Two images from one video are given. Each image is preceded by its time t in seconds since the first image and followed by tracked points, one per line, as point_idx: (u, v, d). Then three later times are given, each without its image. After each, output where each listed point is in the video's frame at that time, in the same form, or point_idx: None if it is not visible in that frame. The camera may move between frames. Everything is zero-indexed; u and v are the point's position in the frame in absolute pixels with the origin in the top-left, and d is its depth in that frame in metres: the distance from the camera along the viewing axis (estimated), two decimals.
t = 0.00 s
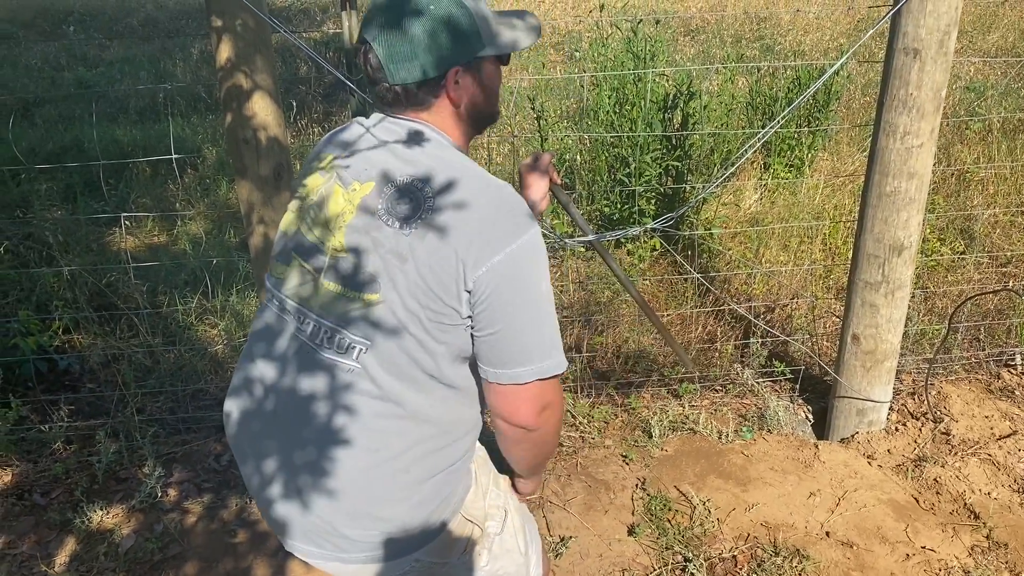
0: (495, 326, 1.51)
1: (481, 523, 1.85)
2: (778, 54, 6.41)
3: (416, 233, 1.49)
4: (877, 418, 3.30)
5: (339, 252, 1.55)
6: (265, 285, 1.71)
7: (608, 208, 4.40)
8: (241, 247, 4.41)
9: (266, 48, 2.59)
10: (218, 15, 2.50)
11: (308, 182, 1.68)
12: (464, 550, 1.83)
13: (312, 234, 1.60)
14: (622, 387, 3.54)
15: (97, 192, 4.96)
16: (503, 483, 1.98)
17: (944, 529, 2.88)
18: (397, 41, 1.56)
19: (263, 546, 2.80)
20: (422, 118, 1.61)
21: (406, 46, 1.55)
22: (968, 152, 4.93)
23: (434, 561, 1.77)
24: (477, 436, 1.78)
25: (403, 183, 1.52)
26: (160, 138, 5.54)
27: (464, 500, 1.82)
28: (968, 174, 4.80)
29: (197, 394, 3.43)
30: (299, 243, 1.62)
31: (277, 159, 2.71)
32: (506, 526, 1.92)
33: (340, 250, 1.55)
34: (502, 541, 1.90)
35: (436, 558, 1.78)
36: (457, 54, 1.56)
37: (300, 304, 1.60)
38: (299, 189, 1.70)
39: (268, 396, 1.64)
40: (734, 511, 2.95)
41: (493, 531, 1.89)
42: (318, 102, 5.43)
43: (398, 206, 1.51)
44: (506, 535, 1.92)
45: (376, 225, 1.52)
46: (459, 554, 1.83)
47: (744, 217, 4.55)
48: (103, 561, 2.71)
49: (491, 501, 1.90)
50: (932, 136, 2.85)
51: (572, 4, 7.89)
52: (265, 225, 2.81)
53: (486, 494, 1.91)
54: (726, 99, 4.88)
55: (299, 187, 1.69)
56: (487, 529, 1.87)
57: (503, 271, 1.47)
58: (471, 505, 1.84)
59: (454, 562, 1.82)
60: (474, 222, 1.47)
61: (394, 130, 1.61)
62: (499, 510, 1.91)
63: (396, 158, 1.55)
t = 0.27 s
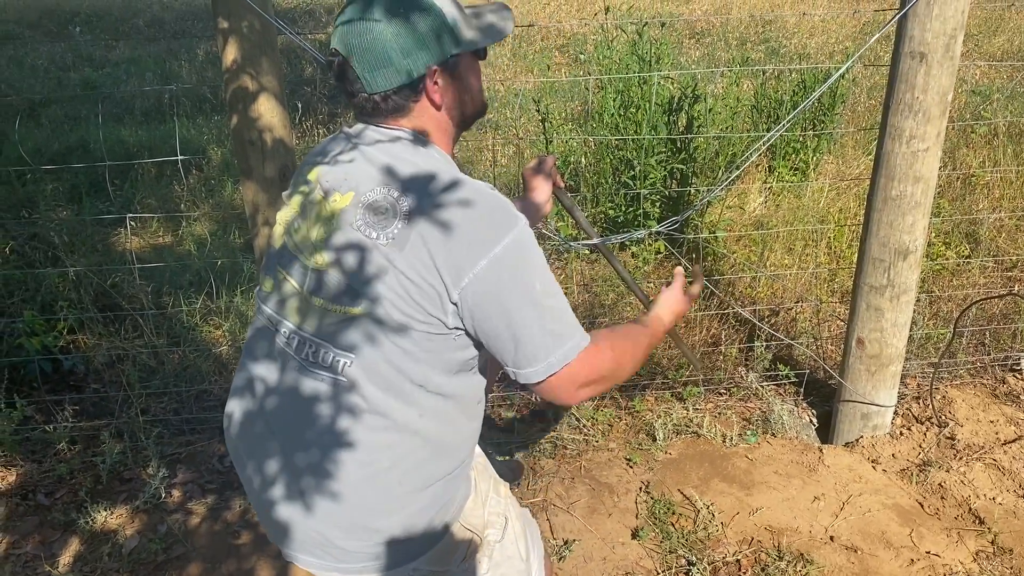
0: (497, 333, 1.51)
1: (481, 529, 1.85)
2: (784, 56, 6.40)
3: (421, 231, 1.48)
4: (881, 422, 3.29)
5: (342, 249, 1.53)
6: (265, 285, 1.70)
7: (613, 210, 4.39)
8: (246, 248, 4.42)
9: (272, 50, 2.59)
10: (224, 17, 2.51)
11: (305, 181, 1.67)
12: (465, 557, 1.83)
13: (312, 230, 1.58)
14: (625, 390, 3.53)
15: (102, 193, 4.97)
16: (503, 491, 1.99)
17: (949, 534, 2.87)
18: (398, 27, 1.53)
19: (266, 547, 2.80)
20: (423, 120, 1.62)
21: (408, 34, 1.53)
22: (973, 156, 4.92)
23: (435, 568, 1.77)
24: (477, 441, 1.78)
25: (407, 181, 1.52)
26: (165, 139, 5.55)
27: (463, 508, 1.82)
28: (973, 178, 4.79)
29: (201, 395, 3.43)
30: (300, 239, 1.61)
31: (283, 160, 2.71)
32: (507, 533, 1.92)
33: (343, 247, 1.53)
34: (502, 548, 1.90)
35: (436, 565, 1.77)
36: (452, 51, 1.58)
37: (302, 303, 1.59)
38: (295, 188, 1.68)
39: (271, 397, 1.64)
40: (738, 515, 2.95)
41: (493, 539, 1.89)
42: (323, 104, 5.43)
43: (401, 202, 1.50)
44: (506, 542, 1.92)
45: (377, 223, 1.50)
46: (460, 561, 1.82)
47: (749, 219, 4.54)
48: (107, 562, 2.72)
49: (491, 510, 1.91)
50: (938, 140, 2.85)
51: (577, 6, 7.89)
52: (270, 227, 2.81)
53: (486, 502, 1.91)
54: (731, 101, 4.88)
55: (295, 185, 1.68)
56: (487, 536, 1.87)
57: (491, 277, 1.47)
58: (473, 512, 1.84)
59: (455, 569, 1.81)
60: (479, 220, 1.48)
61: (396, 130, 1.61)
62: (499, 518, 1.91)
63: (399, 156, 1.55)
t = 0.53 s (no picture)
0: (521, 327, 1.52)
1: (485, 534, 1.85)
2: (789, 58, 6.39)
3: (426, 232, 1.48)
4: (887, 425, 3.28)
5: (346, 251, 1.53)
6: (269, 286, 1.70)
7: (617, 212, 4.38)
8: (250, 248, 4.42)
9: (277, 51, 2.59)
10: (229, 18, 2.51)
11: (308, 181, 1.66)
12: (469, 562, 1.82)
13: (315, 231, 1.58)
14: (630, 392, 3.51)
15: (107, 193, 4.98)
16: (506, 496, 1.98)
17: (954, 538, 2.86)
18: (407, 29, 1.51)
19: (270, 548, 2.80)
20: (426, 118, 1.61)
21: (417, 37, 1.51)
22: (979, 158, 4.90)
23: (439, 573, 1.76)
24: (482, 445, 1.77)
25: (411, 181, 1.51)
26: (170, 139, 5.56)
27: (466, 513, 1.81)
28: (979, 180, 4.77)
29: (205, 396, 3.43)
30: (303, 240, 1.60)
31: (287, 162, 2.71)
32: (511, 538, 1.91)
33: (347, 249, 1.53)
34: (507, 553, 1.89)
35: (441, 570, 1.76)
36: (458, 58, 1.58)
37: (306, 304, 1.59)
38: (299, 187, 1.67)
39: (274, 398, 1.64)
40: (742, 519, 2.94)
41: (497, 544, 1.88)
42: (328, 104, 5.43)
43: (405, 203, 1.50)
44: (511, 546, 1.91)
45: (382, 224, 1.50)
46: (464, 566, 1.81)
47: (753, 221, 4.53)
48: (110, 562, 2.72)
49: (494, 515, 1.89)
50: (945, 143, 2.84)
51: (582, 7, 7.89)
52: (274, 228, 2.80)
53: (490, 506, 1.90)
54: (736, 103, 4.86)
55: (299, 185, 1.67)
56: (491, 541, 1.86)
57: (500, 267, 1.47)
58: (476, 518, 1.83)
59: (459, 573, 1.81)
60: (484, 220, 1.47)
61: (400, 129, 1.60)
62: (503, 523, 1.90)
63: (403, 156, 1.54)
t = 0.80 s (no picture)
0: (536, 321, 1.53)
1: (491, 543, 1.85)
2: (794, 58, 6.37)
3: (432, 242, 1.49)
4: (892, 430, 3.26)
5: (351, 260, 1.53)
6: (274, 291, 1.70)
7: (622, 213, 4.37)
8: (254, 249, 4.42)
9: (282, 54, 2.59)
10: (234, 21, 2.50)
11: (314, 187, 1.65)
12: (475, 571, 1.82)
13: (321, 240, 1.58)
14: (634, 395, 3.48)
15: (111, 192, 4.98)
16: (513, 504, 1.98)
17: (960, 545, 2.85)
18: (414, 44, 1.51)
19: (273, 552, 2.80)
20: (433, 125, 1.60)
21: (424, 50, 1.51)
22: (985, 160, 4.88)
23: None
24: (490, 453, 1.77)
25: (416, 190, 1.51)
26: (174, 138, 5.56)
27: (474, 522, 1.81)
28: (985, 182, 4.75)
29: (209, 397, 3.42)
30: (309, 247, 1.60)
31: (292, 165, 2.70)
32: (517, 547, 1.91)
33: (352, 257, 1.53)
34: (513, 562, 1.90)
35: None
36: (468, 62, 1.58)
37: (311, 312, 1.58)
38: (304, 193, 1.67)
39: (279, 405, 1.64)
40: (747, 524, 2.93)
41: (503, 552, 1.88)
42: (332, 104, 5.43)
43: (411, 212, 1.50)
44: (516, 555, 1.92)
45: (389, 232, 1.50)
46: None
47: (758, 222, 4.52)
48: (114, 566, 2.73)
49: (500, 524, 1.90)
50: (951, 148, 2.82)
51: (586, 6, 7.87)
52: (279, 231, 2.80)
53: (496, 515, 1.91)
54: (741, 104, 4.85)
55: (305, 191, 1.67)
56: (496, 549, 1.87)
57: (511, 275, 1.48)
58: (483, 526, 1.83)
59: None
60: (489, 230, 1.48)
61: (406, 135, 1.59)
62: (509, 532, 1.91)
63: (410, 164, 1.53)
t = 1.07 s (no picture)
0: (533, 305, 1.51)
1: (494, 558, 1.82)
2: (801, 58, 6.32)
3: (432, 256, 1.45)
4: (899, 438, 3.21)
5: (349, 273, 1.49)
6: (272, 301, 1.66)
7: (626, 216, 4.32)
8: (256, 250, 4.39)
9: (282, 58, 2.55)
10: (234, 24, 2.47)
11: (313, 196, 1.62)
12: None
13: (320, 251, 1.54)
14: (638, 401, 3.46)
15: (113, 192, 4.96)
16: (516, 517, 1.95)
17: (968, 558, 2.83)
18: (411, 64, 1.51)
19: (272, 560, 2.77)
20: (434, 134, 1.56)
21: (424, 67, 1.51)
22: (994, 162, 4.83)
23: None
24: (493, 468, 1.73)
25: (416, 202, 1.48)
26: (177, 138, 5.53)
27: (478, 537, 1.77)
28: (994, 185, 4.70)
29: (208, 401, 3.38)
30: (307, 258, 1.56)
31: (292, 169, 2.66)
32: (520, 563, 1.88)
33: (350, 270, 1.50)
34: None
35: None
36: (473, 65, 1.54)
37: (309, 324, 1.55)
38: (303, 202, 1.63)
39: (276, 418, 1.60)
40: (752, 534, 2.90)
41: (505, 568, 1.85)
42: (335, 104, 5.39)
43: (410, 225, 1.47)
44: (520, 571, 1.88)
45: (387, 243, 1.47)
46: None
47: (764, 225, 4.48)
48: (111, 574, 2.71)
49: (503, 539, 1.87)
50: (961, 153, 2.78)
51: (591, 5, 7.83)
52: (278, 236, 2.77)
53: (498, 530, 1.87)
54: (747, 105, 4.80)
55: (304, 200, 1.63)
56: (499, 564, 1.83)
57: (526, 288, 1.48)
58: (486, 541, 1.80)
59: None
60: (490, 245, 1.46)
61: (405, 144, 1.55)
62: (512, 547, 1.87)
63: (409, 174, 1.50)
